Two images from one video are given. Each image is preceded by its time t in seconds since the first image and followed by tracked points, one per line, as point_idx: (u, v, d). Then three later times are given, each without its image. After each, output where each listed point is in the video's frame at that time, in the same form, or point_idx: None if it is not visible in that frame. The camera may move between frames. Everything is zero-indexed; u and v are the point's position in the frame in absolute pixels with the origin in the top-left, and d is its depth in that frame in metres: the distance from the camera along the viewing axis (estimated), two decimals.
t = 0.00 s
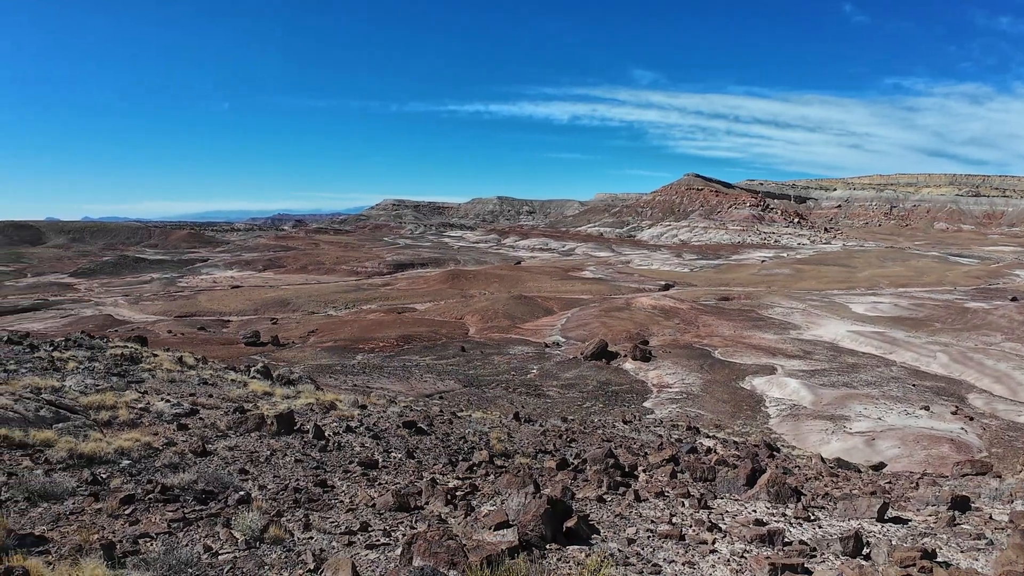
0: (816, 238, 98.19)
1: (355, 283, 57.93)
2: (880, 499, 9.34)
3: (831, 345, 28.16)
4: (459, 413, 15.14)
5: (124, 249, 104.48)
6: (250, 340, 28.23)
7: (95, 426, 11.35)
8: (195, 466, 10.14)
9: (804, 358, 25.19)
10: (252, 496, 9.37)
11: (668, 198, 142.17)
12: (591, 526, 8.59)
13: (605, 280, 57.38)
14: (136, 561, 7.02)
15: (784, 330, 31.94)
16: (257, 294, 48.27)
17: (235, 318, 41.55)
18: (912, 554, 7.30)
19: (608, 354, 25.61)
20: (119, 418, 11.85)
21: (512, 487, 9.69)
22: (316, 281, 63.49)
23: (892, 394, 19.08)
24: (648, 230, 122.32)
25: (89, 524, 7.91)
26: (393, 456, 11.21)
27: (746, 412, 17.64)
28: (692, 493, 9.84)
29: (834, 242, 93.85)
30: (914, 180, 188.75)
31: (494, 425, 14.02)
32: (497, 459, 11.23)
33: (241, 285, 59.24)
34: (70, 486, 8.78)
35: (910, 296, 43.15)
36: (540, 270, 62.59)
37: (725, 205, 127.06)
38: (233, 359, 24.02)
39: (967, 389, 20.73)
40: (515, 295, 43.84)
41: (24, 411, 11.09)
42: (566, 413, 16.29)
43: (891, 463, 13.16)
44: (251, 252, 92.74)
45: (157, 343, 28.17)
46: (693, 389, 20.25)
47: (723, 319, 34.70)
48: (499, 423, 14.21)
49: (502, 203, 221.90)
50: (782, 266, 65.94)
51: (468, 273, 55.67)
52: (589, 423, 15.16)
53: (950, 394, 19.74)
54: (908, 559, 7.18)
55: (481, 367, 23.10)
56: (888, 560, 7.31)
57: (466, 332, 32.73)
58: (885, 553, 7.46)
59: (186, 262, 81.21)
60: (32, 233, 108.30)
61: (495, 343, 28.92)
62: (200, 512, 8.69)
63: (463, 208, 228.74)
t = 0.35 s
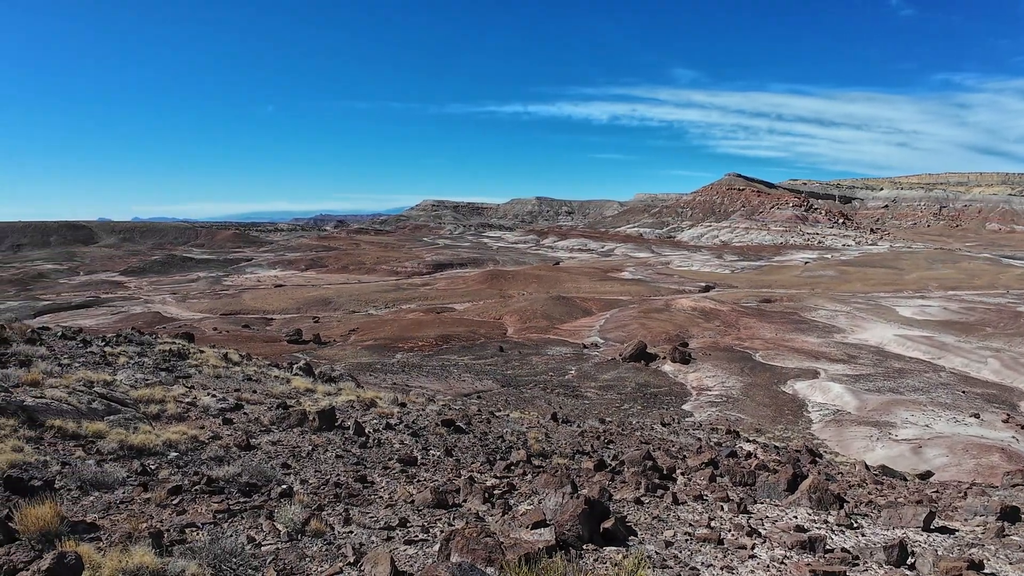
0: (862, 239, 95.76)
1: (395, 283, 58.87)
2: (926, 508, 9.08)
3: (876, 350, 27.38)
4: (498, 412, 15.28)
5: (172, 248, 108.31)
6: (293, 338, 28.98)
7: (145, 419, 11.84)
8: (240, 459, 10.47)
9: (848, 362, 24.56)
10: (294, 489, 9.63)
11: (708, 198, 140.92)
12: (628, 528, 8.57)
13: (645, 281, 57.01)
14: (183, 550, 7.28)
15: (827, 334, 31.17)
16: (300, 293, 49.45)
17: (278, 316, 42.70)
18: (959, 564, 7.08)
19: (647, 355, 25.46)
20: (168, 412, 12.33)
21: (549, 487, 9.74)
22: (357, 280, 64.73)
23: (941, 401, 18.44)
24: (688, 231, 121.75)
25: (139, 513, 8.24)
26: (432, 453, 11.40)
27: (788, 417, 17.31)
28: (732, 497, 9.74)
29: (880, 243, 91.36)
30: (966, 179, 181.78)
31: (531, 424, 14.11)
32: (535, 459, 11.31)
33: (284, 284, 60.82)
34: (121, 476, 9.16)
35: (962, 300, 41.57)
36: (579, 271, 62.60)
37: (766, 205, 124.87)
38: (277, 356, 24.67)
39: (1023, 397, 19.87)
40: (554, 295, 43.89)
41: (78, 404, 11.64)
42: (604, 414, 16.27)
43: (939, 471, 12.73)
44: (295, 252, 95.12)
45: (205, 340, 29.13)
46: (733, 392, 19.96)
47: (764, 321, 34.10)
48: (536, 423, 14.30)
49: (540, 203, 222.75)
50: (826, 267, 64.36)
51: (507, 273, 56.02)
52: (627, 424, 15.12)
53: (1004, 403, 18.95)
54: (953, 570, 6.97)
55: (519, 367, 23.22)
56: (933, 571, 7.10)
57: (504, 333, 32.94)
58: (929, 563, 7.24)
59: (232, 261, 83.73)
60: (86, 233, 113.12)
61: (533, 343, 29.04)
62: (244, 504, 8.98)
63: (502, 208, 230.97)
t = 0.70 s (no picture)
0: (921, 240, 92.43)
1: (443, 283, 59.83)
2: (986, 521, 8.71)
3: (935, 355, 26.28)
4: (543, 413, 15.37)
5: (227, 249, 112.65)
6: (344, 336, 29.81)
7: (202, 412, 12.38)
8: (292, 454, 10.85)
9: (905, 368, 23.65)
10: (344, 484, 9.92)
11: (759, 199, 139.02)
12: (674, 532, 8.51)
13: (693, 283, 56.31)
14: (237, 538, 7.59)
15: (882, 338, 30.09)
16: (350, 293, 50.75)
17: (329, 315, 43.97)
18: None
19: (695, 358, 25.14)
20: (224, 406, 12.87)
21: (595, 488, 9.76)
22: (405, 280, 66.03)
23: (1006, 411, 17.56)
24: (738, 232, 120.49)
25: (196, 502, 8.62)
26: (478, 452, 11.57)
27: (840, 424, 16.81)
28: (781, 504, 9.56)
29: (940, 245, 87.81)
30: None
31: (577, 426, 14.16)
32: (580, 460, 11.34)
33: (335, 284, 62.55)
34: (179, 466, 9.61)
35: None
36: (625, 272, 62.29)
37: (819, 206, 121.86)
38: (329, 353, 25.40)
39: None
40: (600, 296, 43.76)
41: (139, 397, 12.26)
42: (650, 417, 16.15)
43: (1001, 483, 12.14)
44: (346, 252, 97.73)
45: (260, 338, 30.25)
46: (784, 397, 19.51)
47: (816, 325, 33.20)
48: (582, 425, 14.33)
49: (587, 204, 222.98)
50: (881, 270, 62.11)
51: (554, 275, 56.23)
52: (674, 428, 15.00)
53: None
54: None
55: (565, 368, 23.29)
56: None
57: (551, 334, 33.07)
58: None
59: (285, 261, 86.61)
60: (147, 234, 118.70)
61: (580, 345, 29.07)
62: (296, 496, 9.30)
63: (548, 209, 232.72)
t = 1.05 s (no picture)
0: (997, 241, 87.57)
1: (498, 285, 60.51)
2: None
3: (1012, 363, 24.81)
4: (598, 415, 15.40)
5: (288, 250, 117.14)
6: (401, 336, 30.60)
7: (265, 408, 12.97)
8: (351, 450, 11.25)
9: (978, 376, 22.44)
10: (401, 481, 10.23)
11: (820, 199, 134.84)
12: (731, 538, 8.41)
13: (751, 285, 55.05)
14: (300, 530, 7.94)
15: (952, 344, 28.62)
16: (407, 294, 51.96)
17: (386, 315, 45.18)
18: None
19: (753, 363, 24.60)
20: (287, 402, 13.46)
21: (650, 492, 9.73)
22: (460, 282, 67.18)
23: None
24: (798, 232, 117.45)
25: (261, 495, 9.05)
26: (533, 453, 11.73)
27: (906, 433, 16.13)
28: (842, 513, 9.31)
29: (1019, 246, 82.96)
30: None
31: (632, 429, 14.14)
32: (635, 464, 11.34)
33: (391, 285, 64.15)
34: (244, 459, 10.12)
35: None
36: (680, 274, 61.44)
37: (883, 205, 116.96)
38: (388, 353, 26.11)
39: None
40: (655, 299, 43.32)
41: (207, 392, 12.96)
42: (706, 422, 15.93)
43: None
44: (402, 255, 100.20)
45: (322, 337, 31.42)
46: (846, 405, 18.85)
47: (881, 330, 31.90)
48: (637, 428, 14.30)
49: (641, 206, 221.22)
50: (952, 272, 59.00)
51: (609, 277, 56.03)
52: (731, 433, 14.77)
53: None
54: None
55: (620, 371, 23.21)
56: None
57: (605, 336, 32.98)
58: None
59: (344, 262, 89.44)
60: (213, 236, 124.48)
61: (635, 348, 28.88)
62: (357, 491, 9.65)
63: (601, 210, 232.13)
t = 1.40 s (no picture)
0: None
1: (549, 287, 60.65)
2: None
3: None
4: (650, 419, 15.28)
5: (342, 252, 120.62)
6: (453, 338, 31.12)
7: (322, 406, 13.47)
8: (406, 448, 11.56)
9: None
10: (455, 480, 10.45)
11: (882, 198, 129.16)
12: (788, 547, 8.23)
13: (809, 288, 53.25)
14: (357, 525, 8.24)
15: None
16: (458, 296, 52.72)
17: (437, 317, 46.02)
18: None
19: (811, 368, 23.85)
20: (344, 401, 13.95)
21: (704, 497, 9.63)
22: (511, 284, 67.62)
23: None
24: (860, 233, 112.97)
25: (320, 490, 9.43)
26: (585, 455, 11.79)
27: (974, 444, 15.31)
28: (905, 525, 8.97)
29: None
30: None
31: (685, 434, 13.98)
32: (688, 469, 11.23)
33: (442, 287, 65.17)
34: (302, 456, 10.55)
35: None
36: (735, 276, 59.98)
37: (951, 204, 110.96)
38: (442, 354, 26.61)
39: None
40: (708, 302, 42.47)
41: (268, 389, 13.56)
42: (762, 428, 15.57)
43: None
44: (453, 257, 101.60)
45: (377, 338, 32.30)
46: (910, 413, 18.03)
47: (948, 335, 30.29)
48: (690, 433, 14.13)
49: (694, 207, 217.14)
50: None
51: (661, 280, 55.25)
52: (789, 440, 14.39)
53: None
54: None
55: (673, 375, 22.91)
56: None
57: (658, 339, 32.61)
58: None
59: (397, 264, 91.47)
60: (271, 239, 129.39)
61: (688, 351, 28.45)
62: (412, 489, 9.93)
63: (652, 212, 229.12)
